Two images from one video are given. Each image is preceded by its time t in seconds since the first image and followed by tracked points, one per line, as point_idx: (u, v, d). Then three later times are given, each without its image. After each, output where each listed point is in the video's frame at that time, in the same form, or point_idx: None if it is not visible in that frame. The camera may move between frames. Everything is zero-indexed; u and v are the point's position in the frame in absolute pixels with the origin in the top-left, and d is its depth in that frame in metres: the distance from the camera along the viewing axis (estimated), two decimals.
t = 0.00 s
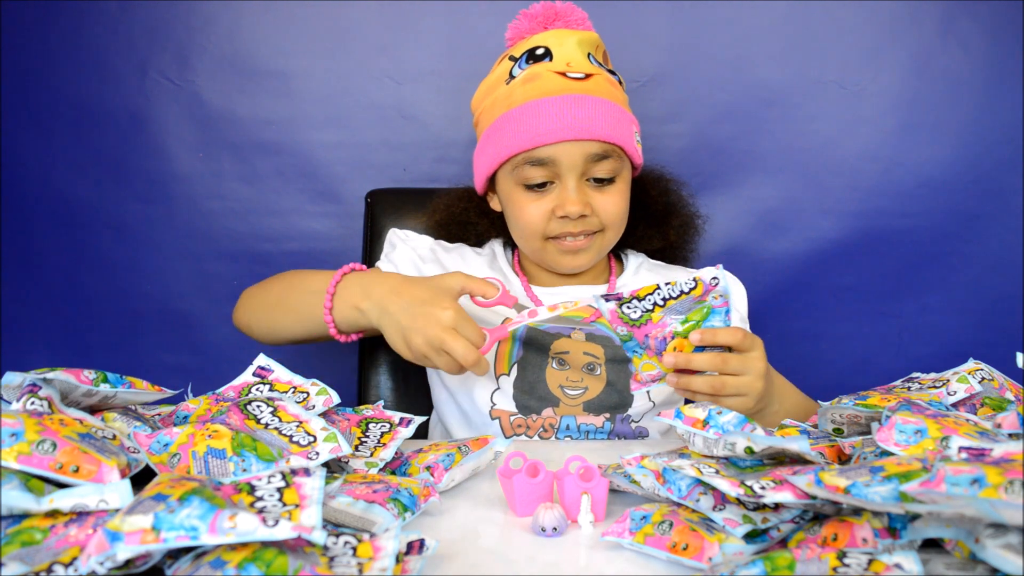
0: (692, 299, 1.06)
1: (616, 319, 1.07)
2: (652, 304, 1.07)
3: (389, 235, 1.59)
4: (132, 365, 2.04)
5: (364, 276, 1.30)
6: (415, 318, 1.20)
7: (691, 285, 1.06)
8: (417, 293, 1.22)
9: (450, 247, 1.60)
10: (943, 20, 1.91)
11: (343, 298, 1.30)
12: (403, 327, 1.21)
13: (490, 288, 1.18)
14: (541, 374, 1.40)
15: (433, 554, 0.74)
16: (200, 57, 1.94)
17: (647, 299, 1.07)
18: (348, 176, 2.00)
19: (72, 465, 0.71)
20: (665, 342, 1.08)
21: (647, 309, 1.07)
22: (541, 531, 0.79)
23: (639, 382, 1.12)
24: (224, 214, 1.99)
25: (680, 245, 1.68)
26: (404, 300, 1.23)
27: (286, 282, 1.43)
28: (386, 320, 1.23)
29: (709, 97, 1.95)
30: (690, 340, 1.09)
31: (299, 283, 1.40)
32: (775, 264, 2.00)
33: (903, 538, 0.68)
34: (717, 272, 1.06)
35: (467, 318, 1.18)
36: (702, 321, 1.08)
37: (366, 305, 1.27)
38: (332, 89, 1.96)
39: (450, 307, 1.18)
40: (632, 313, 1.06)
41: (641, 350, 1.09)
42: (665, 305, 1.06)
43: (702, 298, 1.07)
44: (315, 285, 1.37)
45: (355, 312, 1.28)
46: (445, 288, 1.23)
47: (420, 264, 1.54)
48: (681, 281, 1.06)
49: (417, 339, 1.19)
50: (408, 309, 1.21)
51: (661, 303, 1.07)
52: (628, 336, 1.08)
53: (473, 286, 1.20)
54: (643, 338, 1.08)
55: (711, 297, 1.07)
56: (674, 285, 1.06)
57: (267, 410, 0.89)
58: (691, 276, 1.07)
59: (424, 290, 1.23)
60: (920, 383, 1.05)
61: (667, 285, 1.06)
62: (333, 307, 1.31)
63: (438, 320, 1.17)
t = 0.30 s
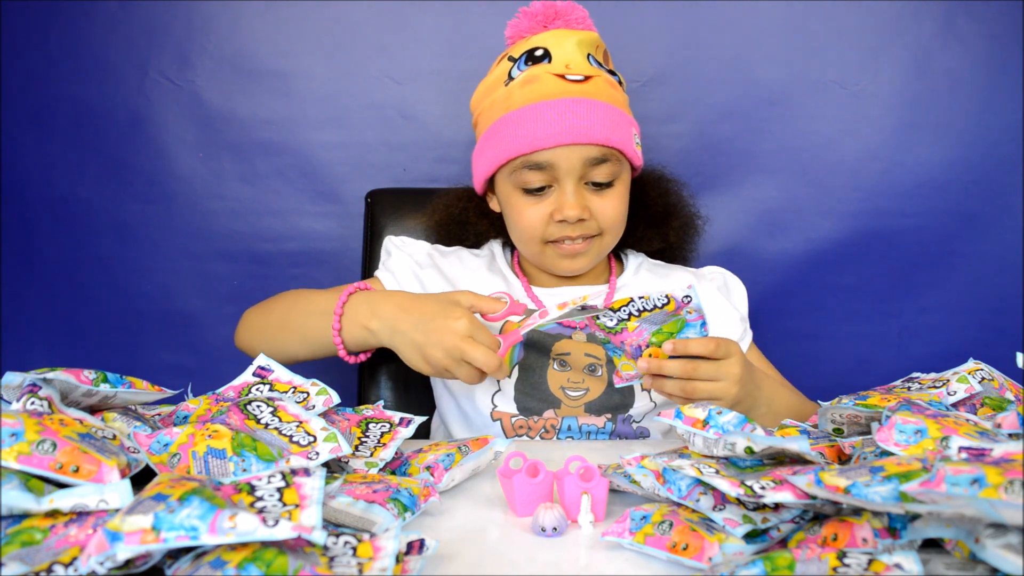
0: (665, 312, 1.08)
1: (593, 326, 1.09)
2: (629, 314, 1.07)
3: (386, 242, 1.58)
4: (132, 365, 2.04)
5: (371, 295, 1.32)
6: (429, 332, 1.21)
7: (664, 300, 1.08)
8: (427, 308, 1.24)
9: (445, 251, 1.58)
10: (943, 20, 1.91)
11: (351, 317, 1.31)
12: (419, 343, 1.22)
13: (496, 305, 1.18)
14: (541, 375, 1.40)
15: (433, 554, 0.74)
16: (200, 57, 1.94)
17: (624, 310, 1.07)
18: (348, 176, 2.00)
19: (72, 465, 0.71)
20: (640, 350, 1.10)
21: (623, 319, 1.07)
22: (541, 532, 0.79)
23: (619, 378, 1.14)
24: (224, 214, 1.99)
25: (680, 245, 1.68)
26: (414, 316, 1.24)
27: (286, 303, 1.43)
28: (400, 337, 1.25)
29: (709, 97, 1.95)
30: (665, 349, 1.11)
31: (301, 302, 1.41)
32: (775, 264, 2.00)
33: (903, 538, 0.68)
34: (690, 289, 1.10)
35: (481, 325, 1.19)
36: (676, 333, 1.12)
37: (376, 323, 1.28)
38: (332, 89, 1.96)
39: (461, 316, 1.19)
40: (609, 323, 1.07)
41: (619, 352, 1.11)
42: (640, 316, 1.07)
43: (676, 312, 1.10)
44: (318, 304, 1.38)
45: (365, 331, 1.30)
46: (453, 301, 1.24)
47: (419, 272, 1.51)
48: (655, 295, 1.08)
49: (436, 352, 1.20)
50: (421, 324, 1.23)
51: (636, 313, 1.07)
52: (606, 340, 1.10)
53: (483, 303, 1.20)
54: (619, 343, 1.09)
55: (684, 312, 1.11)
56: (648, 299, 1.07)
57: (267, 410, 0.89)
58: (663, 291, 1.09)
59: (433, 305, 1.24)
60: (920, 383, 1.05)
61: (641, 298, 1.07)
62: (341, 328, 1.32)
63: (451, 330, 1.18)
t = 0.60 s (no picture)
0: (664, 306, 1.10)
1: (591, 322, 1.13)
2: (627, 309, 1.10)
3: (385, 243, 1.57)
4: (132, 366, 2.04)
5: (361, 293, 1.31)
6: (418, 331, 1.21)
7: (664, 293, 1.09)
8: (416, 306, 1.23)
9: (444, 252, 1.58)
10: (942, 20, 1.91)
11: (341, 314, 1.31)
12: (408, 341, 1.22)
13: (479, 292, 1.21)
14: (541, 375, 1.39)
15: (433, 554, 0.74)
16: (200, 57, 1.94)
17: (622, 305, 1.10)
18: (348, 176, 2.00)
19: (72, 465, 0.71)
20: (638, 347, 1.12)
21: (620, 314, 1.10)
22: (541, 532, 0.79)
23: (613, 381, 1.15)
24: (224, 214, 1.99)
25: (679, 245, 1.68)
26: (403, 315, 1.24)
27: (282, 303, 1.43)
28: (389, 335, 1.25)
29: (709, 97, 1.95)
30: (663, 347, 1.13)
31: (296, 303, 1.41)
32: (775, 264, 2.00)
33: (903, 538, 0.68)
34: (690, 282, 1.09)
35: (469, 323, 1.20)
36: (675, 328, 1.13)
37: (365, 320, 1.28)
38: (331, 89, 1.96)
39: (451, 315, 1.19)
40: (607, 318, 1.11)
41: (614, 352, 1.13)
42: (637, 311, 1.10)
43: (676, 306, 1.10)
44: (312, 304, 1.38)
45: (353, 328, 1.29)
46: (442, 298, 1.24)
47: (416, 273, 1.51)
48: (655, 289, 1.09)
49: (425, 350, 1.20)
50: (411, 322, 1.22)
51: (635, 308, 1.10)
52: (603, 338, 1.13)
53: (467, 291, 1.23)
54: (617, 341, 1.12)
55: (684, 306, 1.10)
56: (647, 293, 1.09)
57: (267, 410, 0.89)
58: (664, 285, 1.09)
59: (422, 302, 1.23)
60: (920, 383, 1.05)
61: (640, 293, 1.09)
62: (331, 325, 1.32)
63: (441, 329, 1.18)
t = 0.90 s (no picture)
0: (655, 310, 1.09)
1: (582, 323, 1.10)
2: (619, 311, 1.08)
3: (385, 246, 1.58)
4: (131, 366, 2.04)
5: (360, 300, 1.31)
6: (421, 335, 1.21)
7: (654, 296, 1.08)
8: (417, 311, 1.23)
9: (443, 254, 1.58)
10: (943, 20, 1.91)
11: (341, 323, 1.31)
12: (412, 345, 1.22)
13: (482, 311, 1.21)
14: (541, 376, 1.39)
15: (433, 554, 0.74)
16: (200, 57, 1.94)
17: (613, 306, 1.08)
18: (348, 176, 2.00)
19: (72, 465, 0.71)
20: (628, 349, 1.12)
21: (613, 316, 1.08)
22: (541, 532, 0.79)
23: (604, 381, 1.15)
24: (223, 214, 1.99)
25: (679, 245, 1.68)
26: (405, 320, 1.24)
27: (283, 311, 1.43)
28: (392, 341, 1.25)
29: (709, 97, 1.95)
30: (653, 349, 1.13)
31: (298, 310, 1.41)
32: (775, 264, 2.00)
33: (903, 538, 0.68)
34: (680, 286, 1.09)
35: (472, 322, 1.20)
36: (665, 332, 1.12)
37: (366, 327, 1.28)
38: (331, 89, 1.96)
39: (452, 316, 1.19)
40: (599, 320, 1.09)
41: (606, 352, 1.12)
42: (629, 313, 1.09)
43: (666, 309, 1.10)
44: (315, 310, 1.38)
45: (355, 335, 1.29)
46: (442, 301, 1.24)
47: (415, 276, 1.51)
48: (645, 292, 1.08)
49: (430, 352, 1.20)
50: (413, 326, 1.22)
51: (625, 311, 1.08)
52: (594, 339, 1.11)
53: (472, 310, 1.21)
54: (607, 342, 1.11)
55: (674, 310, 1.10)
56: (639, 295, 1.08)
57: (267, 410, 0.89)
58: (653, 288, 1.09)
59: (423, 307, 1.24)
60: (920, 383, 1.05)
61: (632, 295, 1.08)
62: (331, 334, 1.32)
63: (443, 330, 1.18)
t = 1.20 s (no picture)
0: (640, 315, 1.08)
1: (571, 326, 1.10)
2: (607, 317, 1.07)
3: (386, 245, 1.58)
4: (131, 366, 2.04)
5: (372, 297, 1.31)
6: (434, 332, 1.21)
7: (637, 302, 1.06)
8: (430, 308, 1.23)
9: (445, 254, 1.58)
10: (942, 20, 1.91)
11: (352, 319, 1.31)
12: (424, 342, 1.22)
13: (492, 305, 1.23)
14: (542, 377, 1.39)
15: (432, 554, 0.74)
16: (200, 57, 1.94)
17: (602, 313, 1.07)
18: (348, 176, 2.00)
19: (73, 465, 0.71)
20: (616, 352, 1.11)
21: (600, 322, 1.08)
22: (541, 532, 0.79)
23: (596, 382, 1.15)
24: (224, 214, 1.99)
25: (680, 246, 1.68)
26: (418, 317, 1.24)
27: (287, 308, 1.43)
28: (403, 338, 1.25)
29: (709, 97, 1.95)
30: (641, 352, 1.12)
31: (300, 309, 1.41)
32: (775, 264, 1.99)
33: (903, 538, 0.68)
34: (661, 289, 1.07)
35: (482, 322, 1.20)
36: (651, 333, 1.12)
37: (377, 324, 1.28)
38: (331, 89, 1.96)
39: (466, 314, 1.20)
40: (588, 325, 1.08)
41: (595, 355, 1.12)
42: (617, 319, 1.07)
43: (650, 313, 1.09)
44: (320, 309, 1.38)
45: (365, 332, 1.29)
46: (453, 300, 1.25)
47: (417, 276, 1.51)
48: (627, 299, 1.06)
49: (442, 351, 1.20)
50: (425, 324, 1.23)
51: (614, 316, 1.07)
52: (583, 341, 1.11)
53: (481, 305, 1.23)
54: (597, 345, 1.10)
55: (659, 313, 1.09)
56: (626, 301, 1.06)
57: (267, 410, 0.89)
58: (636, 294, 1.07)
59: (436, 305, 1.24)
60: (920, 383, 1.05)
61: (619, 300, 1.06)
62: (342, 331, 1.32)
63: (457, 328, 1.19)
